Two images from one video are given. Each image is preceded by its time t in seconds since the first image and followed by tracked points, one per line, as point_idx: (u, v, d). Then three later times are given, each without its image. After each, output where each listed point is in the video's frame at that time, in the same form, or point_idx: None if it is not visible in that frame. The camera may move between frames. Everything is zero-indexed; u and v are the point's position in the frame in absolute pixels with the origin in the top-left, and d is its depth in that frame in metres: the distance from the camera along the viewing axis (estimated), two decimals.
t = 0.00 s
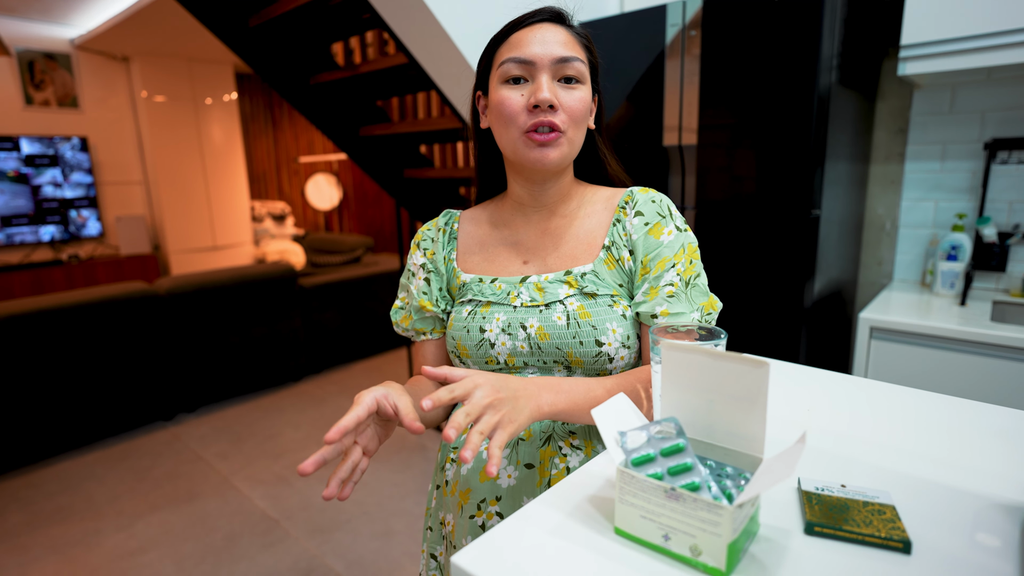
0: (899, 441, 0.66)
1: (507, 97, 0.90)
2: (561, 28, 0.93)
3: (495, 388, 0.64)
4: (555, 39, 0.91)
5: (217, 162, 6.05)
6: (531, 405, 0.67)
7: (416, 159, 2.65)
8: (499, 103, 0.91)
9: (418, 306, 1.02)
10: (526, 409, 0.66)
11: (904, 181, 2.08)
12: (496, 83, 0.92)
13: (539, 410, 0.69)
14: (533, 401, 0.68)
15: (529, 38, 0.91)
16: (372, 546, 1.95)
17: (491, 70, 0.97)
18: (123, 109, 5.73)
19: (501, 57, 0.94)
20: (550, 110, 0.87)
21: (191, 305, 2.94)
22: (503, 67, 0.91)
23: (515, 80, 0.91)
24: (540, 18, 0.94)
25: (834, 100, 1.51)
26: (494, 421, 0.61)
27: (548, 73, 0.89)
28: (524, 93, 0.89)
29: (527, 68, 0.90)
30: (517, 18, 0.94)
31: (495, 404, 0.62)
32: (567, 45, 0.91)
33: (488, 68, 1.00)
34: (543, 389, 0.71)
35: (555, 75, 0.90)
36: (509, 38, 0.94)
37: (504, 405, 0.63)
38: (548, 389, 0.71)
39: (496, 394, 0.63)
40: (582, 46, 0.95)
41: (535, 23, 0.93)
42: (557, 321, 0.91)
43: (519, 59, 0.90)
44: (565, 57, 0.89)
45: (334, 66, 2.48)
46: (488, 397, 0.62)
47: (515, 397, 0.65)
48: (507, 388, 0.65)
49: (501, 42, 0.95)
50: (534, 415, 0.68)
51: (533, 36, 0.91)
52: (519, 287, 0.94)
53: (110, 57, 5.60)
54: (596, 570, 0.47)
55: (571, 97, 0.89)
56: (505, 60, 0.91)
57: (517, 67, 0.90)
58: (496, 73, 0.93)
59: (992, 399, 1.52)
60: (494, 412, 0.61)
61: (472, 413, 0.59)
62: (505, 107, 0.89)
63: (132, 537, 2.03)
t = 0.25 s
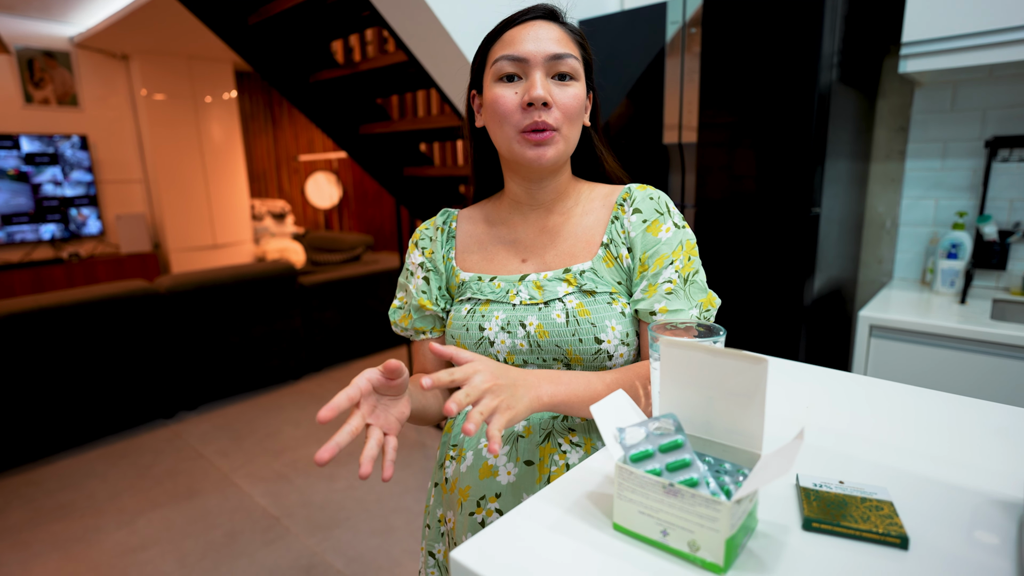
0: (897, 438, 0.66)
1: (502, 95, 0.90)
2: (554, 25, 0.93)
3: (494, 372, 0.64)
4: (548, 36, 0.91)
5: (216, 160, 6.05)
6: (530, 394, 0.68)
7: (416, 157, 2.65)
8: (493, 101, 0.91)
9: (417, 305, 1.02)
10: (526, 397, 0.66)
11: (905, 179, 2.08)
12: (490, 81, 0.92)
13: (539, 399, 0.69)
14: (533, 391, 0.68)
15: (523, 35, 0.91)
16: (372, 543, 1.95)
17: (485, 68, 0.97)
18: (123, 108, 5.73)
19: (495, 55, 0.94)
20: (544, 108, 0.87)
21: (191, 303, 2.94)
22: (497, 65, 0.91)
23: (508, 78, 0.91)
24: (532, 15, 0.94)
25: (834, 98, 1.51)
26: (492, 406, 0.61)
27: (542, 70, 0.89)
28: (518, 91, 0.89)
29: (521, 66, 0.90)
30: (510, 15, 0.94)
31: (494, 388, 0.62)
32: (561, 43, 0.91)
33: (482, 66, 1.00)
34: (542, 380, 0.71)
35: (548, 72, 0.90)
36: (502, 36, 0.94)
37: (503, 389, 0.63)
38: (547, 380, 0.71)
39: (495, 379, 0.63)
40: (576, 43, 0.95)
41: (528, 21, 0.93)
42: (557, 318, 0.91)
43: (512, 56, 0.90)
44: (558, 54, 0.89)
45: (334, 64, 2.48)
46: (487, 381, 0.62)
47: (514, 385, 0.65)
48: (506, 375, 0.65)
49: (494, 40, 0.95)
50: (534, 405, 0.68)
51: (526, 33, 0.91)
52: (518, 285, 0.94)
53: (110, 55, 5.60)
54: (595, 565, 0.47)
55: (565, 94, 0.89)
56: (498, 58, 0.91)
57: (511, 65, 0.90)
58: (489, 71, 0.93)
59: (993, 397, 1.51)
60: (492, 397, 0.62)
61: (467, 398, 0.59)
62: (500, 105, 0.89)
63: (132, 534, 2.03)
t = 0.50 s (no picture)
0: (895, 436, 0.67)
1: (504, 104, 0.90)
2: (558, 30, 0.93)
3: (474, 374, 0.71)
4: (552, 42, 0.90)
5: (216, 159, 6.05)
6: (510, 399, 0.74)
7: (415, 156, 2.65)
8: (496, 109, 0.91)
9: (418, 301, 1.03)
10: (503, 401, 0.73)
11: (904, 178, 2.08)
12: (493, 87, 0.92)
13: (521, 402, 0.75)
14: (514, 396, 0.75)
15: (526, 41, 0.91)
16: (372, 542, 1.95)
17: (488, 71, 0.97)
18: (122, 107, 5.72)
19: (498, 59, 0.94)
20: (547, 119, 0.88)
21: (190, 302, 2.93)
22: (500, 72, 0.91)
23: (511, 85, 0.91)
24: (537, 18, 0.93)
25: (833, 98, 1.51)
26: (463, 404, 0.69)
27: (545, 79, 0.89)
28: (521, 100, 0.89)
29: (524, 74, 0.90)
30: (513, 17, 0.93)
31: (469, 389, 0.70)
32: (565, 49, 0.91)
33: (484, 68, 0.99)
34: (526, 386, 0.77)
35: (552, 81, 0.90)
36: (506, 40, 0.93)
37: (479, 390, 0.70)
38: (531, 386, 0.77)
39: (472, 380, 0.70)
40: (579, 47, 0.95)
41: (532, 25, 0.92)
42: (555, 316, 0.91)
43: (515, 64, 0.89)
44: (563, 63, 0.89)
45: (334, 63, 2.47)
46: (463, 382, 0.70)
47: (492, 388, 0.72)
48: (486, 379, 0.72)
49: (497, 43, 0.95)
50: (515, 408, 0.74)
51: (530, 39, 0.90)
52: (516, 283, 0.94)
53: (109, 54, 5.59)
54: (594, 563, 0.48)
55: (568, 103, 0.90)
56: (501, 64, 0.90)
57: (514, 72, 0.90)
58: (492, 76, 0.93)
59: (991, 396, 1.52)
60: (464, 396, 0.69)
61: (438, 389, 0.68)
62: (502, 114, 0.90)
63: (132, 533, 2.03)
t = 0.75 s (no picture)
0: (889, 435, 0.67)
1: (505, 106, 0.90)
2: (562, 33, 0.92)
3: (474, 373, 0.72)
4: (555, 45, 0.90)
5: (212, 158, 6.03)
6: (504, 397, 0.75)
7: (412, 155, 2.64)
8: (495, 110, 0.91)
9: (419, 299, 1.02)
10: (495, 401, 0.74)
11: (899, 179, 2.09)
12: (493, 87, 0.92)
13: (514, 401, 0.76)
14: (508, 394, 0.75)
15: (530, 42, 0.90)
16: (367, 542, 1.95)
17: (489, 70, 0.96)
18: (117, 105, 5.70)
19: (499, 59, 0.93)
20: (547, 123, 0.88)
21: (185, 301, 2.92)
22: (501, 73, 0.90)
23: (512, 87, 0.90)
24: (541, 20, 0.92)
25: (828, 98, 1.51)
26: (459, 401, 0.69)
27: (547, 83, 0.89)
28: (522, 103, 0.89)
29: (526, 76, 0.90)
30: (517, 16, 0.92)
31: (467, 387, 0.70)
32: (568, 53, 0.91)
33: (485, 65, 0.98)
34: (520, 383, 0.78)
35: (553, 85, 0.90)
36: (508, 39, 0.93)
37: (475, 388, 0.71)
38: (524, 383, 0.78)
39: (471, 379, 0.71)
40: (581, 51, 0.95)
41: (536, 26, 0.92)
42: (553, 317, 0.91)
43: (518, 66, 0.89)
44: (566, 68, 0.89)
45: (330, 62, 2.47)
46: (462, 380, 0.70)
47: (489, 387, 0.73)
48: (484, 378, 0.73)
49: (499, 41, 0.94)
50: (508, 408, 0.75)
51: (533, 41, 0.90)
52: (514, 284, 0.94)
53: (104, 52, 5.56)
54: (589, 561, 0.48)
55: (569, 109, 0.90)
56: (504, 65, 0.90)
57: (516, 74, 0.90)
58: (493, 76, 0.92)
59: (985, 395, 1.53)
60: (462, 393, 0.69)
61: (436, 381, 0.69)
62: (502, 116, 0.90)
63: (126, 534, 2.02)
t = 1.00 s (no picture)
0: (885, 435, 0.67)
1: (502, 100, 0.90)
2: (557, 28, 0.93)
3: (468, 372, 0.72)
4: (552, 39, 0.91)
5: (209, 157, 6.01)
6: (507, 389, 0.75)
7: (409, 155, 2.64)
8: (493, 106, 0.91)
9: (420, 300, 1.01)
10: (496, 392, 0.74)
11: (896, 180, 2.10)
12: (490, 83, 0.92)
13: (515, 391, 0.76)
14: (510, 385, 0.75)
15: (526, 37, 0.91)
16: (364, 542, 1.95)
17: (484, 67, 0.96)
18: (114, 104, 5.68)
19: (496, 55, 0.94)
20: (546, 116, 0.88)
21: (182, 301, 2.91)
22: (498, 67, 0.90)
23: (509, 82, 0.90)
24: (535, 16, 0.93)
25: (826, 99, 1.52)
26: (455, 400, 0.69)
27: (544, 76, 0.89)
28: (519, 97, 0.89)
29: (522, 70, 0.89)
30: (511, 13, 0.93)
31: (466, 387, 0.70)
32: (564, 46, 0.91)
33: (481, 64, 0.99)
34: (523, 374, 0.78)
35: (551, 78, 0.90)
36: (504, 36, 0.93)
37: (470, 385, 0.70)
38: (528, 374, 0.78)
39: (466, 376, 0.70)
40: (577, 46, 0.95)
41: (531, 22, 0.92)
42: (552, 320, 0.91)
43: (515, 59, 0.89)
44: (563, 60, 0.89)
45: (328, 61, 2.46)
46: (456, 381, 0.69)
47: (490, 379, 0.73)
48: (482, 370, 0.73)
49: (495, 38, 0.94)
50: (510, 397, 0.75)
51: (529, 35, 0.90)
52: (514, 286, 0.94)
53: (101, 50, 5.54)
54: (586, 561, 0.48)
55: (567, 102, 0.90)
56: (500, 60, 0.90)
57: (513, 68, 0.90)
58: (490, 72, 0.92)
59: (981, 395, 1.53)
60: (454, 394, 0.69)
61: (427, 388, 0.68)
62: (500, 111, 0.89)
63: (122, 534, 2.01)
